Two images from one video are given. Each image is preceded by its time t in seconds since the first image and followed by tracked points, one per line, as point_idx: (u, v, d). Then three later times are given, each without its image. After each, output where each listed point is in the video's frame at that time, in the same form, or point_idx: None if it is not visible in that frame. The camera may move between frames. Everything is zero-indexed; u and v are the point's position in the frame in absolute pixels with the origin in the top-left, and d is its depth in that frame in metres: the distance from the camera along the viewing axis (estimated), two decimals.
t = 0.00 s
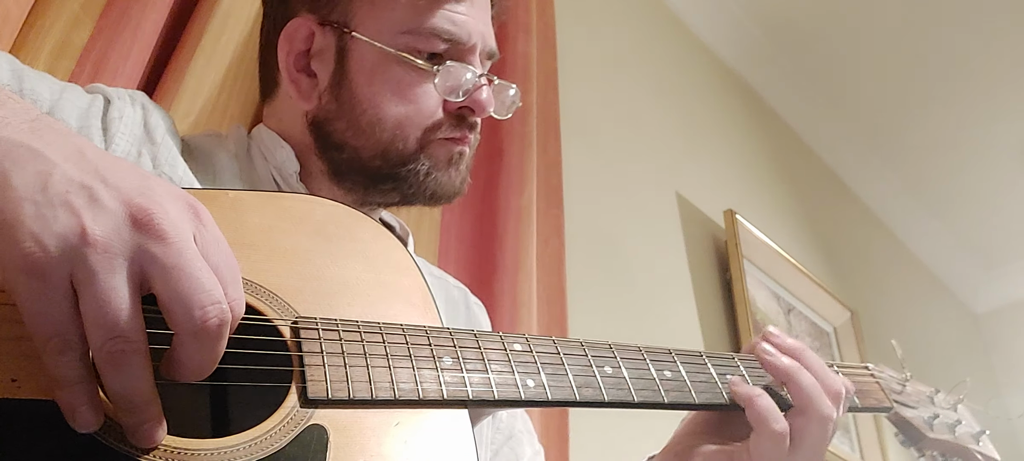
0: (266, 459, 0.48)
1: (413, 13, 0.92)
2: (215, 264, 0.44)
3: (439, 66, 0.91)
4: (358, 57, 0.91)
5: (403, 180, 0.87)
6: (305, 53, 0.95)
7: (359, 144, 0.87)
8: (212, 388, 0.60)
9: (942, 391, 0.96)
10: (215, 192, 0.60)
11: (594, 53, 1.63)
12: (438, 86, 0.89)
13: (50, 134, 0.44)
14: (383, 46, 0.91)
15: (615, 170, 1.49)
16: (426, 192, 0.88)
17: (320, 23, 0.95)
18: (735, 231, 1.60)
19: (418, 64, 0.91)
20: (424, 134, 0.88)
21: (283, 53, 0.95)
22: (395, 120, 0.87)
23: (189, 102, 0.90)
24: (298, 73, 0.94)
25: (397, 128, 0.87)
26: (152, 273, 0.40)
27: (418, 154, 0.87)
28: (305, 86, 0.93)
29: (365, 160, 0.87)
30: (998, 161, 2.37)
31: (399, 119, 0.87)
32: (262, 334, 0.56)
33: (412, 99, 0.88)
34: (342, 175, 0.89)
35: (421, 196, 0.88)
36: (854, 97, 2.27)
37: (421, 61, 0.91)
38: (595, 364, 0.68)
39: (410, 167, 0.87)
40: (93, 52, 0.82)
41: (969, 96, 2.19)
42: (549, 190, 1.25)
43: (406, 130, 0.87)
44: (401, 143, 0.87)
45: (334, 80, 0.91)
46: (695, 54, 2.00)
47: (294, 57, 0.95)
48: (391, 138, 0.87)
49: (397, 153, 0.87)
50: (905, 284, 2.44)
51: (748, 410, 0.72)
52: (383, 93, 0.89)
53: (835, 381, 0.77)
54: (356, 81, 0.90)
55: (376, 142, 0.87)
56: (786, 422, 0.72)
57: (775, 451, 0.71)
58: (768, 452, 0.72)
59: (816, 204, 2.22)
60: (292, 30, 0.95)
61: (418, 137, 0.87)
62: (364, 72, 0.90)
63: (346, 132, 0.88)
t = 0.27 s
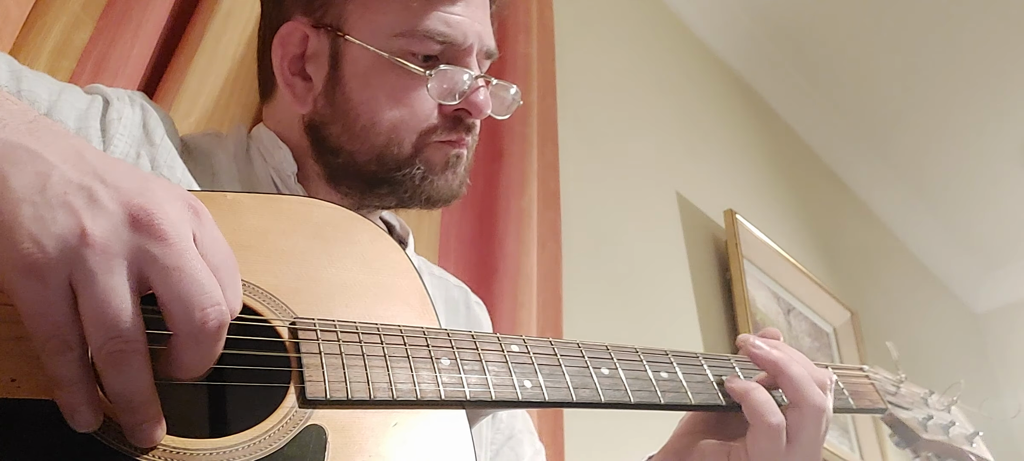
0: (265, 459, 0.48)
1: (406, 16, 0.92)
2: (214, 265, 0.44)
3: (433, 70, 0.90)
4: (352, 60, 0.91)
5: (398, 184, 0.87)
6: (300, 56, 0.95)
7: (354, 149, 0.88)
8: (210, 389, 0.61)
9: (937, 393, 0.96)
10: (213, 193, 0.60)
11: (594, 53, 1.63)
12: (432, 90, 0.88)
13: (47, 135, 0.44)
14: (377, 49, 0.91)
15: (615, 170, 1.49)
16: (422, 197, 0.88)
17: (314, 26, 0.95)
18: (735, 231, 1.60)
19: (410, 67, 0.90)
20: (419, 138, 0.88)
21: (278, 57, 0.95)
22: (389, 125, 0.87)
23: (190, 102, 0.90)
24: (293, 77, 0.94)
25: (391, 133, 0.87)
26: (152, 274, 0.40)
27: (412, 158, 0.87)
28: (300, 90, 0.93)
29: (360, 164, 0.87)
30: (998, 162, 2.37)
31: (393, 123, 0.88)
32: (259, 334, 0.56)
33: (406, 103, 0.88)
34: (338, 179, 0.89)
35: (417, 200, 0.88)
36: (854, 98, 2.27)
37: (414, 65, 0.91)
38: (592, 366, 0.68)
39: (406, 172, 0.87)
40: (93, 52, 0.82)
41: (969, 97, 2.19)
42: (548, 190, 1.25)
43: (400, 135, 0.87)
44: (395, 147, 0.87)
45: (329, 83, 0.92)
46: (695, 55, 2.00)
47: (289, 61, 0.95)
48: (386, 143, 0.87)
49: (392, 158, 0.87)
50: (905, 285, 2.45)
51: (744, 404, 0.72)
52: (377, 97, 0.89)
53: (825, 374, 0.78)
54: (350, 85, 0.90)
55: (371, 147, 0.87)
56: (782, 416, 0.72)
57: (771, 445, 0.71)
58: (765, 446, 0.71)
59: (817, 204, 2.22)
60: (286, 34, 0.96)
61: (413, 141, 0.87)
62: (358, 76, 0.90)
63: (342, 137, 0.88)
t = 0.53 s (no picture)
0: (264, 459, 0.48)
1: (403, 15, 0.91)
2: (208, 264, 0.44)
3: (430, 70, 0.90)
4: (350, 59, 0.91)
5: (396, 184, 0.87)
6: (298, 54, 0.95)
7: (351, 148, 0.87)
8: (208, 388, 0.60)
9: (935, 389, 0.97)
10: (212, 193, 0.60)
11: (594, 53, 1.63)
12: (430, 89, 0.88)
13: (40, 136, 0.44)
14: (374, 49, 0.91)
15: (614, 169, 1.49)
16: (420, 196, 0.88)
17: (311, 24, 0.95)
18: (734, 231, 1.60)
19: (405, 66, 0.90)
20: (417, 137, 0.88)
21: (275, 56, 0.95)
22: (387, 124, 0.87)
23: (188, 102, 0.90)
24: (290, 76, 0.94)
25: (389, 132, 0.87)
26: (144, 274, 0.40)
27: (410, 158, 0.87)
28: (297, 88, 0.93)
29: (358, 164, 0.87)
30: (998, 162, 2.37)
31: (390, 123, 0.88)
32: (257, 333, 0.55)
33: (404, 103, 0.88)
34: (335, 179, 0.89)
35: (415, 200, 0.88)
36: (854, 96, 2.27)
37: (412, 64, 0.91)
38: (592, 363, 0.68)
39: (403, 171, 0.87)
40: (92, 52, 0.82)
41: (969, 96, 2.19)
42: (548, 189, 1.25)
43: (398, 134, 0.87)
44: (393, 147, 0.87)
45: (326, 82, 0.92)
46: (694, 54, 2.00)
47: (286, 60, 0.95)
48: (383, 142, 0.87)
49: (390, 158, 0.87)
50: (905, 284, 2.45)
51: (740, 396, 0.72)
52: (375, 97, 0.89)
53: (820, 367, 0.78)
54: (347, 84, 0.90)
55: (369, 146, 0.87)
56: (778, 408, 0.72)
57: (768, 436, 0.71)
58: (761, 437, 0.71)
59: (817, 203, 2.22)
60: (283, 33, 0.96)
61: (411, 141, 0.87)
62: (356, 74, 0.90)
63: (339, 137, 0.88)
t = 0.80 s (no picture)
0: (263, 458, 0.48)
1: (402, 15, 0.91)
2: (207, 264, 0.43)
3: (429, 70, 0.90)
4: (350, 59, 0.91)
5: (395, 184, 0.87)
6: (297, 54, 0.95)
7: (351, 148, 0.87)
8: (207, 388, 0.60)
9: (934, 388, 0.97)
10: (211, 193, 0.60)
11: (594, 52, 1.63)
12: (429, 88, 0.88)
13: (40, 135, 0.44)
14: (374, 49, 0.91)
15: (614, 169, 1.49)
16: (419, 196, 0.88)
17: (311, 24, 0.95)
18: (734, 230, 1.60)
19: (406, 67, 0.90)
20: (416, 137, 0.88)
21: (275, 55, 0.95)
22: (386, 124, 0.87)
23: (188, 102, 0.90)
24: (290, 75, 0.94)
25: (388, 132, 0.87)
26: (144, 273, 0.40)
27: (409, 158, 0.87)
28: (297, 88, 0.93)
29: (357, 163, 0.87)
30: (999, 162, 2.37)
31: (390, 123, 0.88)
32: (257, 333, 0.55)
33: (403, 102, 0.88)
34: (334, 179, 0.89)
35: (414, 199, 0.88)
36: (855, 96, 2.27)
37: (412, 64, 0.91)
38: (591, 363, 0.68)
39: (403, 171, 0.87)
40: (92, 52, 0.82)
41: (968, 96, 2.19)
42: (548, 188, 1.25)
43: (397, 134, 0.87)
44: (392, 147, 0.87)
45: (325, 82, 0.92)
46: (694, 54, 2.00)
47: (286, 59, 0.95)
48: (383, 142, 0.87)
49: (389, 157, 0.87)
50: (905, 283, 2.45)
51: (740, 395, 0.72)
52: (374, 96, 0.89)
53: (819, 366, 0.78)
54: (347, 83, 0.90)
55: (369, 145, 0.87)
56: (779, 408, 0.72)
57: (768, 435, 0.71)
58: (762, 436, 0.71)
59: (817, 203, 2.22)
60: (282, 33, 0.96)
61: (410, 140, 0.87)
62: (356, 74, 0.90)
63: (338, 136, 0.88)
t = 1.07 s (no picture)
0: (264, 458, 0.48)
1: (403, 15, 0.92)
2: (209, 262, 0.43)
3: (430, 69, 0.90)
4: (351, 58, 0.91)
5: (396, 183, 0.87)
6: (298, 53, 0.95)
7: (352, 147, 0.87)
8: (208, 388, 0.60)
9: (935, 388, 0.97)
10: (211, 193, 0.60)
11: (594, 52, 1.63)
12: (430, 88, 0.88)
13: (41, 134, 0.44)
14: (375, 48, 0.91)
15: (614, 169, 1.49)
16: (419, 196, 0.88)
17: (312, 24, 0.95)
18: (734, 230, 1.60)
19: (409, 67, 0.90)
20: (417, 137, 0.88)
21: (276, 55, 0.95)
22: (387, 123, 0.87)
23: (188, 101, 0.90)
24: (291, 74, 0.94)
25: (389, 131, 0.87)
26: (143, 273, 0.40)
27: (410, 157, 0.87)
28: (298, 87, 0.93)
29: (358, 163, 0.87)
30: (999, 162, 2.37)
31: (391, 122, 0.88)
32: (257, 333, 0.55)
33: (404, 102, 0.88)
34: (335, 178, 0.89)
35: (414, 199, 0.88)
36: (856, 97, 2.27)
37: (413, 63, 0.91)
38: (591, 363, 0.68)
39: (403, 170, 0.87)
40: (92, 52, 0.82)
41: (968, 96, 2.19)
42: (548, 188, 1.25)
43: (398, 133, 0.87)
44: (393, 146, 0.87)
45: (326, 81, 0.92)
46: (695, 54, 2.00)
47: (287, 58, 0.95)
48: (383, 141, 0.87)
49: (389, 156, 0.87)
50: (904, 283, 2.45)
51: (743, 399, 0.72)
52: (375, 96, 0.89)
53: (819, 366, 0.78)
54: (348, 83, 0.90)
55: (370, 145, 0.87)
56: (782, 411, 0.72)
57: (770, 438, 0.71)
58: (764, 438, 0.71)
59: (817, 203, 2.22)
60: (284, 33, 0.96)
61: (411, 140, 0.87)
62: (356, 73, 0.90)
63: (339, 135, 0.88)
